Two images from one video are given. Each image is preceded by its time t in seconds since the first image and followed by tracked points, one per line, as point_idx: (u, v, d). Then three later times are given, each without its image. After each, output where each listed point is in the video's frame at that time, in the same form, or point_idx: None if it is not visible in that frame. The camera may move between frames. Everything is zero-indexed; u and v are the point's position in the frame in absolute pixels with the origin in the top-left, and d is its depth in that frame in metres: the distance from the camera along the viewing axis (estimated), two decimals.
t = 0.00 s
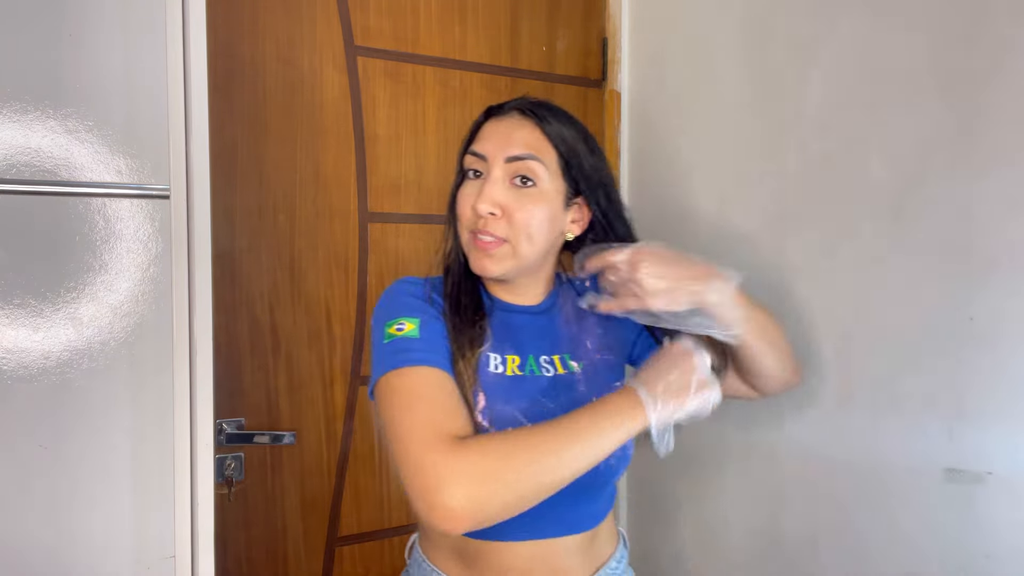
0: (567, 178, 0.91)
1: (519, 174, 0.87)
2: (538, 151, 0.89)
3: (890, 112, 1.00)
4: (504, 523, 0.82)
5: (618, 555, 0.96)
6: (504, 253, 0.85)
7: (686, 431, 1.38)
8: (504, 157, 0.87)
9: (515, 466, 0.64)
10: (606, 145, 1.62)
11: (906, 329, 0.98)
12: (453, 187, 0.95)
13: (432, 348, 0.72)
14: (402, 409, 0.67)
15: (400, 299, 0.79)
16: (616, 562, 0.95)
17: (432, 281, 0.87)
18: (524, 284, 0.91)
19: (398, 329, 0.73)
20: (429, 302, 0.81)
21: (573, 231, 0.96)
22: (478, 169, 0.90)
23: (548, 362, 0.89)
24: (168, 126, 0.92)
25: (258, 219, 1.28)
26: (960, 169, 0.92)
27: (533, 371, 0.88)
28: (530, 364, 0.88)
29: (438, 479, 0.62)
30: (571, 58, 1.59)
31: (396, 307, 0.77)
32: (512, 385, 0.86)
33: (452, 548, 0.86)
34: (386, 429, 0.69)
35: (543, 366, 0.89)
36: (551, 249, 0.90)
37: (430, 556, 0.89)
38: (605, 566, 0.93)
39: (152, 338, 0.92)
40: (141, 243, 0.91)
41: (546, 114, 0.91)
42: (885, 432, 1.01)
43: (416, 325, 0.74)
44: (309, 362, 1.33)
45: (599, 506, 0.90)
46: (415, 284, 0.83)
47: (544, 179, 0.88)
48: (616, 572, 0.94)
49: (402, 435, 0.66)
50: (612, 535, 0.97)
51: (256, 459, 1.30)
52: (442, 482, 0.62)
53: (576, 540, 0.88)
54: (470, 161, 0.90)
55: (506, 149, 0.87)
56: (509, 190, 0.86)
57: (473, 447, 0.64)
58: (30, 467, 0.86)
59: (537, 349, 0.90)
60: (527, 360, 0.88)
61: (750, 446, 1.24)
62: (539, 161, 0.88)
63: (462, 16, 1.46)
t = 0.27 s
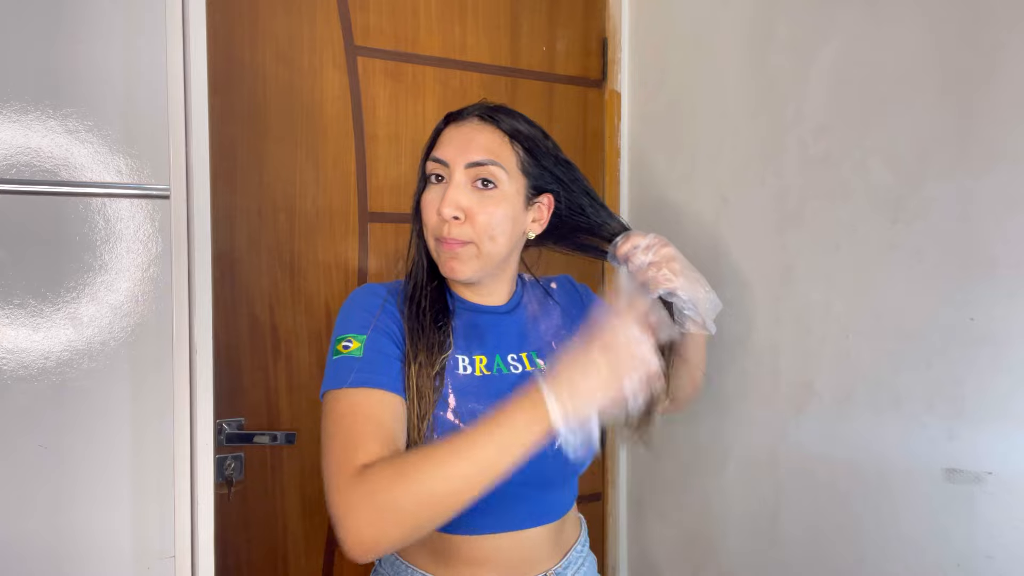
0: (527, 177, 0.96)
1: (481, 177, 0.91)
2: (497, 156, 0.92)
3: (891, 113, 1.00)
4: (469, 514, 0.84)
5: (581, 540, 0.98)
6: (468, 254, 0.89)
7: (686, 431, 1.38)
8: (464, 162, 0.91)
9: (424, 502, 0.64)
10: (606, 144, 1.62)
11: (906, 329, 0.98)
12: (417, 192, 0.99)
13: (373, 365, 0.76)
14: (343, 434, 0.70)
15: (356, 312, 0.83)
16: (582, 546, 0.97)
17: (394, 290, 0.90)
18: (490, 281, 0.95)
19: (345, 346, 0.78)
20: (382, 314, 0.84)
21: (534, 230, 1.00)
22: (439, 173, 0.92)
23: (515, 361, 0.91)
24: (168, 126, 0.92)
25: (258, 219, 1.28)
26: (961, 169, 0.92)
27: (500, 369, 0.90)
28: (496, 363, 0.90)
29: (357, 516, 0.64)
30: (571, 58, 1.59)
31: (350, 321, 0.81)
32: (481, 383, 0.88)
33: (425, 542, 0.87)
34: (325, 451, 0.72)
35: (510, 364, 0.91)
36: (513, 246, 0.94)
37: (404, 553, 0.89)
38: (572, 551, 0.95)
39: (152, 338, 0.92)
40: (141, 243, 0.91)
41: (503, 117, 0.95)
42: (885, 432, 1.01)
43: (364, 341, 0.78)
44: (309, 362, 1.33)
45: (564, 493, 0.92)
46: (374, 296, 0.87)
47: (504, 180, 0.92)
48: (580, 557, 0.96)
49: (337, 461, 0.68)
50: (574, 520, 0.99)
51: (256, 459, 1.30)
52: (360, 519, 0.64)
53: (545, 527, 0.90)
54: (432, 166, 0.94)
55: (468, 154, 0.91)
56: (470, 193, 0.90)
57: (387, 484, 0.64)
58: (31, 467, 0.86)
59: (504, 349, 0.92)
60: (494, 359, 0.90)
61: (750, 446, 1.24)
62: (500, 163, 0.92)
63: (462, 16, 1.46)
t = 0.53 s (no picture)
0: (513, 180, 0.94)
1: (467, 181, 0.91)
2: (484, 159, 0.92)
3: (890, 113, 1.00)
4: (477, 509, 0.84)
5: (584, 535, 0.98)
6: (454, 256, 0.89)
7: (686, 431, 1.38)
8: (451, 166, 0.90)
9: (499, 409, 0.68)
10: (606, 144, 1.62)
11: (906, 329, 0.98)
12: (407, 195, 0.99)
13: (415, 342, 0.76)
14: (387, 412, 0.71)
15: (372, 298, 0.82)
16: (583, 543, 0.97)
17: (398, 285, 0.90)
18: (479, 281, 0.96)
19: (374, 327, 0.77)
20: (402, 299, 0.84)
21: (520, 231, 0.96)
22: (426, 177, 0.93)
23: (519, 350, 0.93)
24: (168, 126, 0.92)
25: (258, 219, 1.27)
26: (961, 169, 0.92)
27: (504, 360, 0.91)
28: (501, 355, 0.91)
29: (449, 459, 0.66)
30: (571, 58, 1.59)
31: (368, 306, 0.81)
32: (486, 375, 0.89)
33: (431, 542, 0.85)
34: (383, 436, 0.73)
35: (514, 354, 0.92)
36: (500, 247, 0.94)
37: (407, 555, 0.87)
38: (574, 547, 0.95)
39: (152, 338, 0.92)
40: (142, 242, 0.91)
41: (490, 121, 0.94)
42: (884, 432, 1.01)
43: (392, 320, 0.78)
44: (309, 363, 1.33)
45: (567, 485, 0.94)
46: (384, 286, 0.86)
47: (490, 183, 0.91)
48: (583, 551, 0.97)
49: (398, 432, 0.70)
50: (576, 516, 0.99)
51: (256, 459, 1.29)
52: (456, 457, 0.66)
53: (550, 520, 0.90)
54: (420, 169, 0.94)
55: (452, 159, 0.90)
56: (456, 197, 0.90)
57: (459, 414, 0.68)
58: (31, 467, 0.86)
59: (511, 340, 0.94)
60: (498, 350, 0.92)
61: (750, 445, 1.24)
62: (483, 167, 0.91)
63: (462, 16, 1.46)
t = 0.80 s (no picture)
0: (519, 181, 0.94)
1: (475, 184, 0.90)
2: (490, 163, 0.91)
3: (890, 113, 1.00)
4: (496, 503, 0.83)
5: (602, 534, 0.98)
6: (463, 260, 0.89)
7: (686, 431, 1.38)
8: (458, 170, 0.90)
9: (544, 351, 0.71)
10: (606, 144, 1.62)
11: (905, 329, 0.98)
12: (410, 198, 0.99)
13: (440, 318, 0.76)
14: (425, 377, 0.70)
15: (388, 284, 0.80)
16: (601, 541, 0.97)
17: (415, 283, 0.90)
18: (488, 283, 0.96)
19: (397, 308, 0.75)
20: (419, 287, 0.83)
21: (529, 231, 0.99)
22: (432, 181, 0.92)
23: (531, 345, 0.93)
24: (167, 126, 0.92)
25: (258, 219, 1.27)
26: (960, 169, 0.92)
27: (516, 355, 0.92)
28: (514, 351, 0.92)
29: (501, 405, 0.67)
30: (571, 58, 1.59)
31: (386, 290, 0.78)
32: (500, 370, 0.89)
33: (447, 543, 0.84)
34: (420, 412, 0.71)
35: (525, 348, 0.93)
36: (509, 250, 0.94)
37: (429, 557, 0.86)
38: (594, 545, 0.94)
39: (152, 338, 0.92)
40: (142, 242, 0.91)
41: (494, 122, 0.94)
42: (884, 432, 1.01)
43: (413, 301, 0.76)
44: (309, 362, 1.33)
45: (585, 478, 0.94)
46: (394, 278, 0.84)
47: (497, 186, 0.91)
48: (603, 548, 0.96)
49: (434, 395, 0.69)
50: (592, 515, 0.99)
51: (256, 459, 1.29)
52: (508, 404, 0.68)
53: (570, 516, 0.90)
54: (426, 173, 0.93)
55: (459, 163, 0.90)
56: (464, 201, 0.89)
57: (507, 359, 0.70)
58: (31, 467, 0.86)
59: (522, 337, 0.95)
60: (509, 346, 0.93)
61: (750, 445, 1.24)
62: (490, 171, 0.91)
63: (462, 16, 1.46)
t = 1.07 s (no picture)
0: (529, 182, 0.95)
1: (486, 184, 0.91)
2: (501, 163, 0.92)
3: (890, 113, 1.00)
4: (506, 503, 0.85)
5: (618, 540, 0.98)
6: (474, 258, 0.89)
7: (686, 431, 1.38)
8: (469, 170, 0.90)
9: (518, 373, 0.69)
10: (606, 144, 1.62)
11: (906, 329, 0.98)
12: (423, 200, 0.99)
13: (431, 328, 0.77)
14: (409, 384, 0.71)
15: (391, 294, 0.83)
16: (617, 546, 0.97)
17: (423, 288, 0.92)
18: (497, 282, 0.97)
19: (393, 316, 0.78)
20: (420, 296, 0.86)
21: (539, 230, 1.00)
22: (444, 181, 0.93)
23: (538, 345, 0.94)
24: (167, 126, 0.92)
25: (258, 218, 1.27)
26: (961, 169, 0.92)
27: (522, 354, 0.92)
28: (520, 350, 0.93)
29: (465, 421, 0.66)
30: (571, 58, 1.59)
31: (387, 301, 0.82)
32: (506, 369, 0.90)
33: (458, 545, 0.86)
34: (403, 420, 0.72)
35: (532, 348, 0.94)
36: (520, 249, 0.94)
37: (440, 556, 0.88)
38: (608, 550, 0.95)
39: (152, 338, 0.92)
40: (142, 242, 0.91)
41: (505, 123, 0.94)
42: (884, 432, 1.01)
43: (410, 311, 0.79)
44: (309, 362, 1.33)
45: (597, 479, 0.94)
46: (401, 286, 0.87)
47: (508, 185, 0.92)
48: (619, 554, 0.97)
49: (411, 404, 0.70)
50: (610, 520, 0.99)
51: (256, 459, 1.30)
52: (470, 421, 0.66)
53: (580, 517, 0.91)
54: (437, 174, 0.94)
55: (470, 163, 0.91)
56: (475, 200, 0.90)
57: (480, 378, 0.69)
58: (30, 467, 0.86)
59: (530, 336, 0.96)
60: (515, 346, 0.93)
61: (750, 445, 1.24)
62: (501, 170, 0.91)
63: (462, 16, 1.46)
